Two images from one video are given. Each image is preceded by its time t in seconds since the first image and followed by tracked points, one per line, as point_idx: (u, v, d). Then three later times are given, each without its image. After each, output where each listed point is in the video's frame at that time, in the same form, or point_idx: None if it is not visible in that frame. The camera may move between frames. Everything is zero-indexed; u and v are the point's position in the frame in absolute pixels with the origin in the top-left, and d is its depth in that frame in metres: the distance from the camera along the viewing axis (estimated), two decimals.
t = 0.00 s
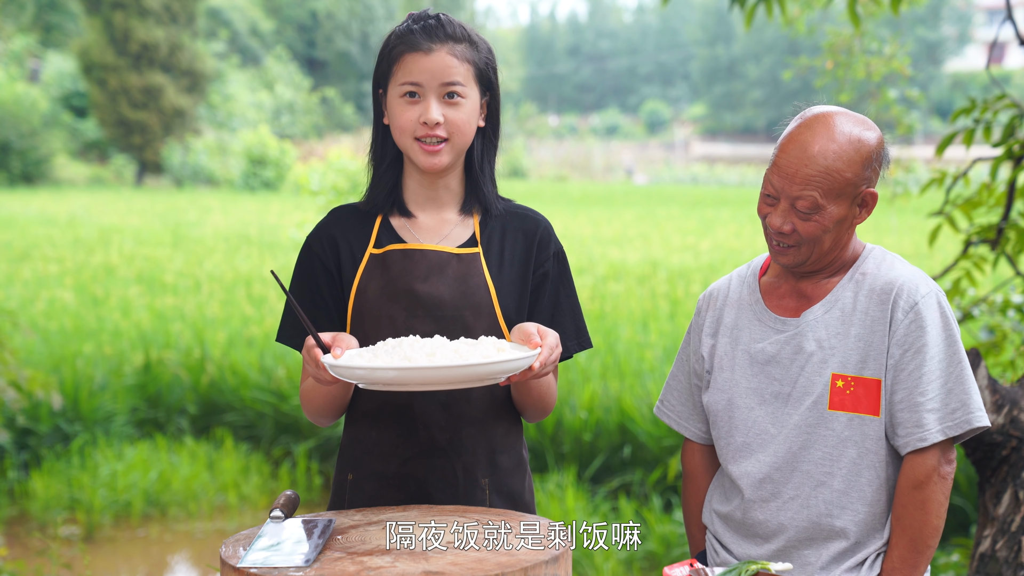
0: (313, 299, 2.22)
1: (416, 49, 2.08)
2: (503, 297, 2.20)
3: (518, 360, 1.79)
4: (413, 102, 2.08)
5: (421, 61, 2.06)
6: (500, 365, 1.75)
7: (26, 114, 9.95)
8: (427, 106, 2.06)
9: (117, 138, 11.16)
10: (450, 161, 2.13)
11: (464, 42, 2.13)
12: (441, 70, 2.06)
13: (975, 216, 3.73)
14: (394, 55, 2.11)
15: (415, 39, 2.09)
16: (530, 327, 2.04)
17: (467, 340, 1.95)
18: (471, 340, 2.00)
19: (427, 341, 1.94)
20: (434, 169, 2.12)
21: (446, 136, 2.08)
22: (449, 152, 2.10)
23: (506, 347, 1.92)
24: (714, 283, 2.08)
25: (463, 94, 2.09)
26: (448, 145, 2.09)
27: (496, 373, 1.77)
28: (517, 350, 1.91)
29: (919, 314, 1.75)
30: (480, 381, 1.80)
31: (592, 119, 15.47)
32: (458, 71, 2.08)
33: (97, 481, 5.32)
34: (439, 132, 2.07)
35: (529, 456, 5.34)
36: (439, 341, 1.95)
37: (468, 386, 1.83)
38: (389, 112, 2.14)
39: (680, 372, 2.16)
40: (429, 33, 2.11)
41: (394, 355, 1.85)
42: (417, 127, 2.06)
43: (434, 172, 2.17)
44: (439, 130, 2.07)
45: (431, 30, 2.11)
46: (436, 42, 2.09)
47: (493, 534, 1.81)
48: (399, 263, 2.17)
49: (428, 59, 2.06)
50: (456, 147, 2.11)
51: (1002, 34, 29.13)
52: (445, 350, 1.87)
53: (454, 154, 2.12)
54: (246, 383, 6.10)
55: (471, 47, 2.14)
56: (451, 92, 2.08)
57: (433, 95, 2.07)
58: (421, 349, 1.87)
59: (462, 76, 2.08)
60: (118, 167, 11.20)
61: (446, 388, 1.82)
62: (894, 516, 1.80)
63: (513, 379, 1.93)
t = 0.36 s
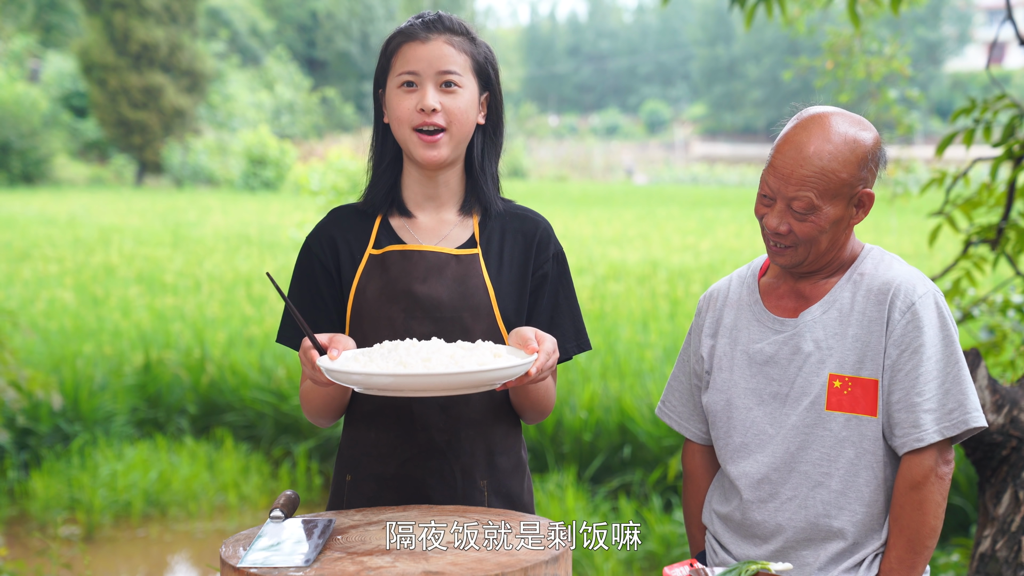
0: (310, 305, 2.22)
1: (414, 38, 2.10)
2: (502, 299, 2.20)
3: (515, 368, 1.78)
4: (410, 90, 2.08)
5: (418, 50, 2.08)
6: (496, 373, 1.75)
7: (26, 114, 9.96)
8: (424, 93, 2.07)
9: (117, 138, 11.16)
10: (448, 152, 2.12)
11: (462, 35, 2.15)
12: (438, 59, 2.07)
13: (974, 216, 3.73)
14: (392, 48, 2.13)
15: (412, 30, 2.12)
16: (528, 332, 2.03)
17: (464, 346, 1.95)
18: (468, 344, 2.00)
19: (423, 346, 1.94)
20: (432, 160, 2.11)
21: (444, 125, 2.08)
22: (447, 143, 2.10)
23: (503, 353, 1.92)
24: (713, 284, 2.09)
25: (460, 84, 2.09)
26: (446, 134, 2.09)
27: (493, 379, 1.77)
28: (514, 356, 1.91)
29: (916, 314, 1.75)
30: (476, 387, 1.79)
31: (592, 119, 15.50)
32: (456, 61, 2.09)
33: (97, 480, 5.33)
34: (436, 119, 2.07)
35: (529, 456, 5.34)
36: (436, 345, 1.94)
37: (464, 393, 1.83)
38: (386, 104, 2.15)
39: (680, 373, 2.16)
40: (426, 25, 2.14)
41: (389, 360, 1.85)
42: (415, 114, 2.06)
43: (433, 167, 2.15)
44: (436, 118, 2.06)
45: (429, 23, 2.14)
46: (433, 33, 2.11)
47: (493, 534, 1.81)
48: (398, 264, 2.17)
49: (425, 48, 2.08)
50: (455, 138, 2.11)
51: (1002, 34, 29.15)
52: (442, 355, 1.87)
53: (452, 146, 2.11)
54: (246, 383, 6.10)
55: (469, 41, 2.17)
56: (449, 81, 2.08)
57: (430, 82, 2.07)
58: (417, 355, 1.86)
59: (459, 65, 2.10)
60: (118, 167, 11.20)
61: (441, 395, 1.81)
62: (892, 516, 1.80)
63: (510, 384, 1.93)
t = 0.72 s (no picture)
0: (309, 306, 2.22)
1: (413, 40, 2.10)
2: (502, 300, 2.20)
3: (516, 367, 1.79)
4: (410, 92, 2.08)
5: (418, 52, 2.08)
6: (496, 372, 1.75)
7: (26, 114, 9.96)
8: (424, 95, 2.07)
9: (117, 138, 11.16)
10: (447, 152, 2.11)
11: (462, 36, 2.15)
12: (437, 60, 2.07)
13: (974, 215, 3.73)
14: (392, 50, 2.14)
15: (412, 31, 2.12)
16: (529, 331, 2.03)
17: (465, 345, 1.95)
18: (469, 344, 2.00)
19: (424, 345, 1.94)
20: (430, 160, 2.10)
21: (443, 126, 2.08)
22: (445, 143, 2.09)
23: (503, 352, 1.92)
24: (712, 283, 2.08)
25: (460, 85, 2.09)
26: (444, 135, 2.08)
27: (494, 378, 1.77)
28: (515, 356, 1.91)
29: (916, 315, 1.75)
30: (476, 387, 1.80)
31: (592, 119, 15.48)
32: (455, 62, 2.09)
33: (97, 480, 5.33)
34: (435, 121, 2.06)
35: (529, 456, 5.33)
36: (436, 345, 1.94)
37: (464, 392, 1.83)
38: (386, 106, 2.14)
39: (679, 373, 2.16)
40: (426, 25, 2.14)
41: (390, 359, 1.85)
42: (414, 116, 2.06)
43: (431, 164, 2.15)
44: (435, 119, 2.06)
45: (429, 24, 2.14)
46: (433, 34, 2.11)
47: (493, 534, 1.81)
48: (398, 264, 2.17)
49: (425, 50, 2.08)
50: (453, 138, 2.10)
51: (1002, 34, 29.14)
52: (442, 355, 1.87)
53: (450, 146, 2.10)
54: (246, 383, 6.10)
55: (468, 42, 2.17)
56: (448, 83, 2.08)
57: (430, 84, 2.07)
58: (417, 354, 1.86)
59: (459, 67, 2.10)
60: (118, 167, 11.20)
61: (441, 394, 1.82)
62: (892, 516, 1.80)
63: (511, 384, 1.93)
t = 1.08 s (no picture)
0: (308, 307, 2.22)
1: (401, 37, 2.11)
2: (501, 299, 2.20)
3: (518, 359, 1.78)
4: (400, 89, 2.08)
5: (407, 48, 2.09)
6: (498, 364, 1.74)
7: (26, 114, 10.02)
8: (415, 90, 2.07)
9: (117, 138, 11.17)
10: (441, 146, 2.10)
11: (450, 33, 2.16)
12: (426, 56, 2.08)
13: (974, 215, 3.73)
14: (381, 49, 2.15)
15: (400, 29, 2.13)
16: (532, 325, 2.02)
17: (466, 339, 1.95)
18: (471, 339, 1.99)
19: (424, 340, 1.94)
20: (423, 154, 2.08)
21: (435, 120, 2.07)
22: (439, 136, 2.08)
23: (505, 345, 1.92)
24: (711, 283, 2.08)
25: (450, 79, 2.09)
26: (438, 129, 2.07)
27: (496, 370, 1.76)
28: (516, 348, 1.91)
29: (915, 315, 1.75)
30: (479, 378, 1.79)
31: (592, 119, 15.53)
32: (444, 57, 2.10)
33: (97, 480, 5.33)
34: (427, 115, 2.06)
35: (529, 456, 5.32)
36: (437, 340, 1.94)
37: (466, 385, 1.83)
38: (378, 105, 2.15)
39: (677, 373, 2.16)
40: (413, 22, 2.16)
41: (389, 355, 1.85)
42: (405, 112, 2.06)
43: (426, 160, 2.14)
44: (427, 113, 2.05)
45: (417, 23, 2.16)
46: (421, 31, 2.12)
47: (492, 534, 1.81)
48: (397, 265, 2.18)
49: (414, 46, 2.09)
50: (446, 132, 2.09)
51: (1002, 34, 29.16)
52: (442, 349, 1.87)
53: (443, 140, 2.09)
54: (246, 383, 6.10)
55: (457, 38, 2.17)
56: (439, 78, 2.08)
57: (420, 80, 2.07)
58: (417, 349, 1.86)
59: (448, 62, 2.10)
60: (118, 167, 11.21)
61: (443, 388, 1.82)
62: (891, 516, 1.80)
63: (514, 377, 1.92)
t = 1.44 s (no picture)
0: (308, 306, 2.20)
1: (399, 66, 2.02)
2: (502, 299, 2.21)
3: (522, 354, 1.79)
4: (403, 119, 2.04)
5: (407, 79, 2.01)
6: (502, 359, 1.75)
7: (26, 114, 9.94)
8: (419, 123, 2.02)
9: (117, 138, 11.17)
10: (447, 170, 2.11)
11: (447, 50, 2.08)
12: (427, 86, 2.01)
13: (974, 216, 3.73)
14: (378, 72, 2.07)
15: (396, 55, 2.04)
16: (536, 321, 2.02)
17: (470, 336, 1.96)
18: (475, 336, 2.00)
19: (428, 337, 1.94)
20: (430, 181, 2.10)
21: (442, 149, 2.06)
22: (446, 164, 2.08)
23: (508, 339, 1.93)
24: (710, 283, 2.08)
25: (453, 106, 2.05)
26: (444, 158, 2.07)
27: (500, 365, 1.77)
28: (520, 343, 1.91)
29: (914, 315, 1.75)
30: (484, 374, 1.80)
31: (592, 119, 15.62)
32: (445, 83, 2.03)
33: (97, 480, 5.33)
34: (434, 147, 2.04)
35: (529, 456, 5.32)
36: (440, 337, 1.95)
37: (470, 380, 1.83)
38: (379, 128, 2.11)
39: (675, 373, 2.16)
40: (409, 45, 2.06)
41: (394, 352, 1.85)
42: (411, 144, 2.03)
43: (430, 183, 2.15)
44: (433, 145, 2.04)
45: (413, 43, 2.06)
46: (419, 57, 2.03)
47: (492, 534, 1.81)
48: (399, 265, 2.17)
49: (413, 76, 2.01)
50: (453, 156, 2.09)
51: (1002, 34, 29.14)
52: (446, 345, 1.87)
53: (450, 164, 2.09)
54: (246, 383, 6.10)
55: (454, 53, 2.10)
56: (442, 106, 2.03)
57: (423, 111, 2.02)
58: (421, 346, 1.87)
59: (450, 88, 2.04)
60: (118, 167, 11.21)
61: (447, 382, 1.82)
62: (891, 517, 1.80)
63: (518, 373, 1.93)
